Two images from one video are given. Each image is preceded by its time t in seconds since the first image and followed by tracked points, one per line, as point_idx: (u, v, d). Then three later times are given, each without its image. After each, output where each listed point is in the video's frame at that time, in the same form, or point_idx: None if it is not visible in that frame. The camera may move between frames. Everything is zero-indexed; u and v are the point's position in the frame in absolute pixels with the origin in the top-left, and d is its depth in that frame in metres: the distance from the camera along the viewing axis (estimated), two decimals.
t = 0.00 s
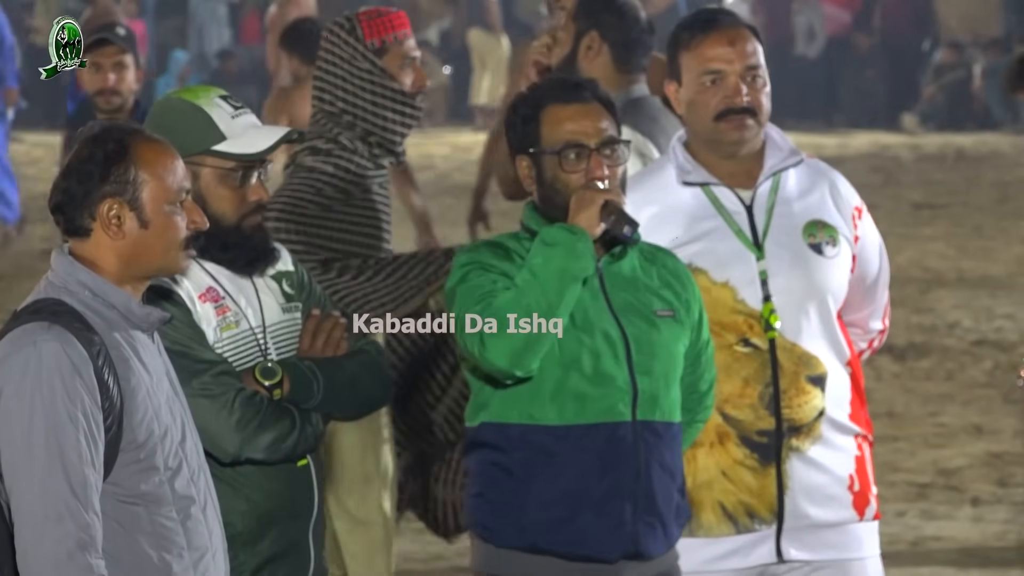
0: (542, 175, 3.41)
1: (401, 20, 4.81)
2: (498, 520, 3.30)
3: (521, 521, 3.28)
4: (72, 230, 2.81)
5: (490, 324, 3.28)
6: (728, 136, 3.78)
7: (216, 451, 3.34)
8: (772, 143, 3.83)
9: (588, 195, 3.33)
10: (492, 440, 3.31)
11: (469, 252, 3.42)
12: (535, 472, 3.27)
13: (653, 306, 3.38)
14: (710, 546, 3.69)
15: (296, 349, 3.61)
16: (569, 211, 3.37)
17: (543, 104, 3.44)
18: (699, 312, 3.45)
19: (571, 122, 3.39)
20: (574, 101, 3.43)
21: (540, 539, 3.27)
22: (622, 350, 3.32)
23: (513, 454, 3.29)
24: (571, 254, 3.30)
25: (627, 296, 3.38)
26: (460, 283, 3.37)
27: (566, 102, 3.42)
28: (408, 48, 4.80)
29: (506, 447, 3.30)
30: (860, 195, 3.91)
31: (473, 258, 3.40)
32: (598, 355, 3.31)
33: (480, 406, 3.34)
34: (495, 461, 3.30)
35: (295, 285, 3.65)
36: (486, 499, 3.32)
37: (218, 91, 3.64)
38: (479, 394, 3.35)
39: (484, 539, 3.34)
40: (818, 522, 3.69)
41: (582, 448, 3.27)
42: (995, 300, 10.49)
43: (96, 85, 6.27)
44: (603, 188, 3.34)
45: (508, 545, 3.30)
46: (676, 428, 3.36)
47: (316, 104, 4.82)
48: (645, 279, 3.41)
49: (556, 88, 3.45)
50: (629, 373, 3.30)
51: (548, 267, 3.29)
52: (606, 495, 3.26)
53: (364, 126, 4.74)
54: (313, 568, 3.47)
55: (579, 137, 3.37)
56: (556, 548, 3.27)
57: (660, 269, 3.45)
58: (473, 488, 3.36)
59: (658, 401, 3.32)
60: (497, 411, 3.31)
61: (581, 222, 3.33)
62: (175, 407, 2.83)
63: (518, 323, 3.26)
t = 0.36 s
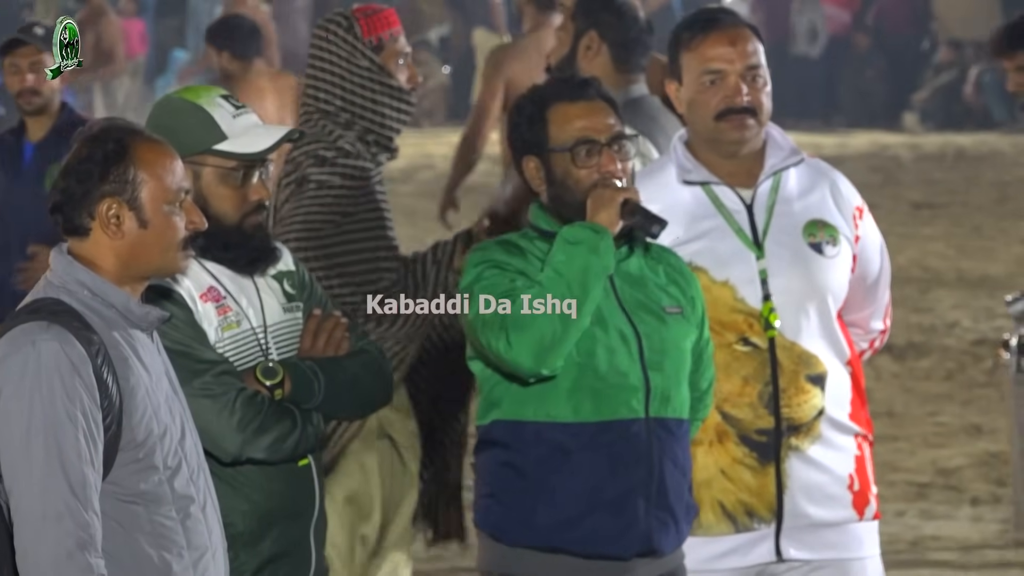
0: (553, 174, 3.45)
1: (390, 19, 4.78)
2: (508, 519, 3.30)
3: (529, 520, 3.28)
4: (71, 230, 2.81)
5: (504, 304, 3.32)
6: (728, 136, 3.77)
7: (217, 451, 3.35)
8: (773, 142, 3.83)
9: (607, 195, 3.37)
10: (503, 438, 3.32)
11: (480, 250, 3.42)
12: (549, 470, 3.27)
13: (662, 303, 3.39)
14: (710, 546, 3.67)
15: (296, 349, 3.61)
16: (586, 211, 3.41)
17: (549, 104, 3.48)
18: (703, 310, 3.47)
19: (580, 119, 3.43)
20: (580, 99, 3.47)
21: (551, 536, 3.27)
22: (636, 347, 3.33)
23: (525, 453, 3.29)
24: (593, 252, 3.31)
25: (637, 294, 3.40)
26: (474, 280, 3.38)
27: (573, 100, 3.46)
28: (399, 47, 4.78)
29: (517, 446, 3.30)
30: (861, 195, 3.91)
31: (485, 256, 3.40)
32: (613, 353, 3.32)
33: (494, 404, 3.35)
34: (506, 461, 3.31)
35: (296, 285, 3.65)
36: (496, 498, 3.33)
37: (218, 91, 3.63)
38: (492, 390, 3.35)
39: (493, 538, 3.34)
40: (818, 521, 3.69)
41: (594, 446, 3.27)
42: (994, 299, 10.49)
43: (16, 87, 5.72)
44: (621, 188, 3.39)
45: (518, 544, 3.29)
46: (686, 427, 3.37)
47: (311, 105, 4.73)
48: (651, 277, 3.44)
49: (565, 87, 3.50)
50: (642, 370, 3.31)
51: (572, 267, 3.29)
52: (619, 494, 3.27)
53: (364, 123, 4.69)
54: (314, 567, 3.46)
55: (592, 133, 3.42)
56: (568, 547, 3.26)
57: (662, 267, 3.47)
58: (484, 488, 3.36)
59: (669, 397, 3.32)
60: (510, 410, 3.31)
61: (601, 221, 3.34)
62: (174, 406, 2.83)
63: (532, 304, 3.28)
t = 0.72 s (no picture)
0: (565, 175, 3.41)
1: (398, 26, 4.78)
2: (510, 518, 3.31)
3: (529, 520, 3.28)
4: (74, 231, 2.79)
5: (517, 284, 3.34)
6: (728, 136, 3.77)
7: (216, 451, 3.34)
8: (773, 142, 3.82)
9: (620, 205, 3.32)
10: (505, 437, 3.32)
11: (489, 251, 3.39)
12: (550, 471, 3.27)
13: (668, 305, 3.39)
14: (707, 545, 3.67)
15: (296, 350, 3.60)
16: (598, 217, 3.37)
17: (567, 103, 3.42)
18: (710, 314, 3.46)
19: (597, 124, 3.39)
20: (601, 102, 3.42)
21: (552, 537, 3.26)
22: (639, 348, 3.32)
23: (526, 453, 3.30)
24: (607, 264, 3.28)
25: (642, 296, 3.39)
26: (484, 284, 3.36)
27: (592, 103, 3.42)
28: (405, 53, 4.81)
29: (518, 445, 3.30)
30: (862, 196, 3.90)
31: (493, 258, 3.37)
32: (618, 356, 3.31)
33: (496, 403, 3.35)
34: (509, 461, 3.31)
35: (296, 286, 3.64)
36: (496, 497, 3.33)
37: (219, 91, 3.63)
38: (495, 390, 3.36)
39: (495, 537, 3.34)
40: (816, 522, 3.68)
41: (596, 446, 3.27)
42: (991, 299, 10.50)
43: None
44: (635, 197, 3.35)
45: (522, 543, 3.30)
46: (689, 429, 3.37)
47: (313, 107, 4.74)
48: (656, 279, 3.42)
49: (582, 86, 3.44)
50: (647, 371, 3.30)
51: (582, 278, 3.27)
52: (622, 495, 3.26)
53: (365, 131, 4.74)
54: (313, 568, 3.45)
55: (607, 140, 3.38)
56: (570, 547, 3.26)
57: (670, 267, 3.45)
58: (486, 486, 3.36)
59: (672, 399, 3.32)
60: (512, 410, 3.31)
61: (614, 230, 3.31)
62: (172, 406, 2.82)
63: (546, 285, 3.33)
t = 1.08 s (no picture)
0: (586, 179, 3.38)
1: (385, 26, 4.84)
2: (507, 518, 3.30)
3: (526, 518, 3.28)
4: (86, 230, 2.76)
5: (520, 266, 3.31)
6: (727, 136, 3.76)
7: (215, 451, 3.33)
8: (773, 142, 3.83)
9: (643, 224, 3.29)
10: (503, 436, 3.32)
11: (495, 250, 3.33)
12: (549, 471, 3.26)
13: (674, 312, 3.39)
14: (703, 544, 3.65)
15: (295, 350, 3.60)
16: (617, 230, 3.34)
17: (599, 107, 3.40)
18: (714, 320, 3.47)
19: (624, 133, 3.36)
20: (632, 111, 3.40)
21: (548, 536, 3.26)
22: (643, 354, 3.32)
23: (525, 452, 3.29)
24: (623, 283, 3.26)
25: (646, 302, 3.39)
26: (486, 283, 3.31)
27: (625, 111, 3.39)
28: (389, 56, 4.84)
29: (518, 446, 3.29)
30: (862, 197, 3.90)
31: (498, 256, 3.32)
32: (622, 362, 3.30)
33: (496, 402, 3.35)
34: (508, 459, 3.30)
35: (295, 287, 3.64)
36: (493, 495, 3.32)
37: (222, 91, 3.63)
38: (495, 389, 3.36)
39: (491, 536, 3.34)
40: (812, 521, 3.68)
41: (597, 450, 3.26)
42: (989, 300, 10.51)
43: None
44: (659, 218, 3.30)
45: (517, 542, 3.29)
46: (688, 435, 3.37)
47: (302, 101, 4.73)
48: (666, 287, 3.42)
49: (612, 89, 3.41)
50: (649, 378, 3.30)
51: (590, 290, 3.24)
52: (619, 498, 3.26)
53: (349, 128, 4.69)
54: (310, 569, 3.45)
55: (635, 151, 3.35)
56: (565, 548, 3.26)
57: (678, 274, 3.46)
58: (483, 484, 3.36)
59: (672, 406, 3.32)
60: (512, 410, 3.31)
61: (635, 250, 3.29)
62: (170, 408, 2.82)
63: (548, 266, 3.33)
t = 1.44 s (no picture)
0: (583, 179, 3.38)
1: (364, 19, 4.77)
2: (507, 518, 3.31)
3: (528, 518, 3.29)
4: (104, 232, 2.75)
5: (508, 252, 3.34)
6: (727, 134, 3.77)
7: (217, 449, 3.33)
8: (774, 142, 3.83)
9: (641, 227, 3.29)
10: (503, 436, 3.33)
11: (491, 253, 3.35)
12: (548, 471, 3.27)
13: (673, 312, 3.40)
14: (703, 544, 3.66)
15: (298, 349, 3.60)
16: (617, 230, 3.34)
17: (594, 108, 3.40)
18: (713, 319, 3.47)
19: (619, 132, 3.37)
20: (628, 110, 3.40)
21: (548, 536, 3.27)
22: (642, 355, 3.32)
23: (525, 453, 3.30)
24: (622, 287, 3.26)
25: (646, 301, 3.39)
26: (490, 282, 3.33)
27: (619, 110, 3.39)
28: (374, 47, 4.77)
29: (518, 447, 3.31)
30: (863, 197, 3.91)
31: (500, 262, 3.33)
32: (621, 363, 3.30)
33: (496, 403, 3.36)
34: (508, 460, 3.32)
35: (299, 286, 3.64)
36: (494, 495, 3.34)
37: (226, 90, 3.63)
38: (495, 389, 3.36)
39: (491, 536, 3.35)
40: (811, 520, 3.69)
41: (597, 449, 3.27)
42: (989, 299, 10.52)
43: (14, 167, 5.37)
44: (658, 220, 3.30)
45: (517, 543, 3.30)
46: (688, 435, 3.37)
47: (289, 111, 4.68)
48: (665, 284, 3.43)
49: (605, 88, 3.41)
50: (648, 379, 3.30)
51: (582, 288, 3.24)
52: (619, 499, 3.26)
53: (334, 125, 4.64)
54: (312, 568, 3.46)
55: (630, 150, 3.36)
56: (565, 548, 3.26)
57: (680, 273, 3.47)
58: (484, 484, 3.37)
59: (673, 407, 3.32)
60: (512, 410, 3.32)
61: (635, 253, 3.29)
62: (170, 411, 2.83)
63: (532, 253, 3.35)
